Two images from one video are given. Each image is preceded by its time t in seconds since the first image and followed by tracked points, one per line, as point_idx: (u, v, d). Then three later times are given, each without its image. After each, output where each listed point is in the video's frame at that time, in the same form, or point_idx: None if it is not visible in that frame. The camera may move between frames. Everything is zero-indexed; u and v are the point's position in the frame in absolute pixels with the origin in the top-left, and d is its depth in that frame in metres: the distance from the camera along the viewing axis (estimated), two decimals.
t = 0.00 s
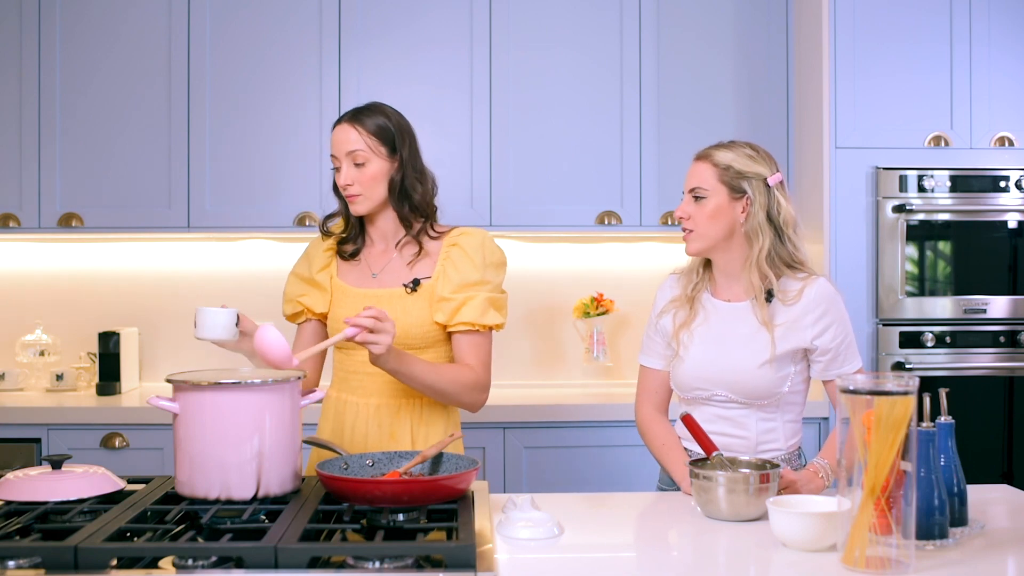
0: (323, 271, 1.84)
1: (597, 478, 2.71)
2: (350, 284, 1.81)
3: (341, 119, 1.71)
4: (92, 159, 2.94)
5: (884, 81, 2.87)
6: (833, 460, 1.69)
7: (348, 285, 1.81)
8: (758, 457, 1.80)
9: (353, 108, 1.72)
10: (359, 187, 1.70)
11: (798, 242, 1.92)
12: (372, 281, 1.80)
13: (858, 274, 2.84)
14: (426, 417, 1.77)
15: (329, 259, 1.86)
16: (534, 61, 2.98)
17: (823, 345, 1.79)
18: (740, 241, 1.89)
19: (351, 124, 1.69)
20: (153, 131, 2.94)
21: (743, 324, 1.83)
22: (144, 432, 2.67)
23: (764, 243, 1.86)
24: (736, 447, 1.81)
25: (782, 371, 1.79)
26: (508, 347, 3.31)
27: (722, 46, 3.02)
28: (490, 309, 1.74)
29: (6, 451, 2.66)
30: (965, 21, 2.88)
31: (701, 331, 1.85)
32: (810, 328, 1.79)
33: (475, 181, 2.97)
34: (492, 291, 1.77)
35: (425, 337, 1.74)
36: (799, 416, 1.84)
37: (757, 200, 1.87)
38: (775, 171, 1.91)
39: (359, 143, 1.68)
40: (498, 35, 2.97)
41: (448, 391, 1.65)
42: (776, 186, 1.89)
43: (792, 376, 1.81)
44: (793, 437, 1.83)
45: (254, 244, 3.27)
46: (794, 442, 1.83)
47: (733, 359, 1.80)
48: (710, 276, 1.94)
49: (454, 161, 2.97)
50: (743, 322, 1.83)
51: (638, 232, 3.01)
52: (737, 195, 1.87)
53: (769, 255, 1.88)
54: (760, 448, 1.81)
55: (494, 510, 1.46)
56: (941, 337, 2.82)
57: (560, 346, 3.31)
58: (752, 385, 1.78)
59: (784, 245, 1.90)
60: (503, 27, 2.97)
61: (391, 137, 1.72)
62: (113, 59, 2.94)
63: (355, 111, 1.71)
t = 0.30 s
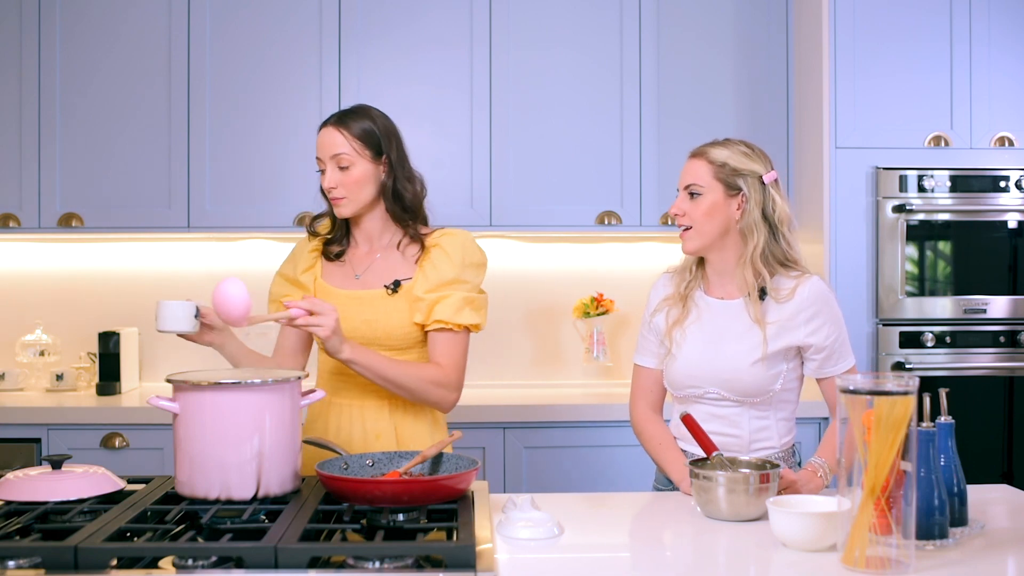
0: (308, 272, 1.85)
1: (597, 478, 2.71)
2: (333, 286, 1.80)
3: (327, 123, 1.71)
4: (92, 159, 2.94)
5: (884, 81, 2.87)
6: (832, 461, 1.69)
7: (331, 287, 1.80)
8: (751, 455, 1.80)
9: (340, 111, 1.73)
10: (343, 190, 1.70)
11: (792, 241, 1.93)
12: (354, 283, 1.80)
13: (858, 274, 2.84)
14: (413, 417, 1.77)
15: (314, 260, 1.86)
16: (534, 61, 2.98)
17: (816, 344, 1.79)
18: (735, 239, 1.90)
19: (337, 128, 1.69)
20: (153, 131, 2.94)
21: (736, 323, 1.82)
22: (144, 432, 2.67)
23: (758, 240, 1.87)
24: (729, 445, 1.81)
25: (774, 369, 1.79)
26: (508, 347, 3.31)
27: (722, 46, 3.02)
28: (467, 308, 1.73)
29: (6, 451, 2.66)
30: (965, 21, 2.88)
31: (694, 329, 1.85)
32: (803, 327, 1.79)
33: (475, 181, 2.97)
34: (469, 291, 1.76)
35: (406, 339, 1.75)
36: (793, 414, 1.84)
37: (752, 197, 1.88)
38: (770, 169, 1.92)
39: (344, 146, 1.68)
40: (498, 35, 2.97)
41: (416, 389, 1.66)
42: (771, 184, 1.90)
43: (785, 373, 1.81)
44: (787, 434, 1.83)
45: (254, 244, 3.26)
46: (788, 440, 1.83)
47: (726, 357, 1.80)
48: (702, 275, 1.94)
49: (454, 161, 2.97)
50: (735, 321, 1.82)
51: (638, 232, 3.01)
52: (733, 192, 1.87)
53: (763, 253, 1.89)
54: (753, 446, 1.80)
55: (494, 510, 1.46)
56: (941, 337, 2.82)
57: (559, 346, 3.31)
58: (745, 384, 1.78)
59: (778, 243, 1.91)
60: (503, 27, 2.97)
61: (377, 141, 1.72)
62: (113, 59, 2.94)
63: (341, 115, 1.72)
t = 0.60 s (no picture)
0: (260, 269, 1.87)
1: (597, 478, 2.71)
2: (282, 283, 1.82)
3: (287, 121, 1.72)
4: (92, 159, 2.94)
5: (884, 81, 2.87)
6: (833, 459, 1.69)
7: (280, 283, 1.81)
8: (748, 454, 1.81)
9: (302, 110, 1.73)
10: (299, 192, 1.71)
11: (781, 240, 1.93)
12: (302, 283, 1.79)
13: (858, 274, 2.84)
14: (365, 425, 1.79)
15: (267, 258, 1.88)
16: (534, 61, 2.98)
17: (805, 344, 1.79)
18: (724, 236, 1.90)
19: (295, 128, 1.70)
20: (153, 131, 2.94)
21: (723, 324, 1.82)
22: (145, 432, 2.67)
23: (747, 238, 1.88)
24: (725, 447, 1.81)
25: (763, 370, 1.79)
26: (508, 347, 3.31)
27: (722, 46, 3.02)
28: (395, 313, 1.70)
29: (6, 451, 2.66)
30: (965, 21, 2.88)
31: (684, 332, 1.84)
32: (791, 325, 1.78)
33: (475, 181, 2.97)
34: (402, 298, 1.74)
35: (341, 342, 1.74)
36: (788, 411, 1.84)
37: (742, 194, 1.88)
38: (760, 168, 1.93)
39: (302, 147, 1.69)
40: (498, 35, 2.97)
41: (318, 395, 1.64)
42: (760, 183, 1.91)
43: (775, 372, 1.80)
44: (783, 432, 1.83)
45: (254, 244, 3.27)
46: (784, 438, 1.83)
47: (715, 359, 1.79)
48: (690, 275, 1.95)
49: (454, 161, 2.97)
50: (722, 322, 1.82)
51: (639, 232, 3.01)
52: (723, 188, 1.87)
53: (752, 252, 1.89)
54: (749, 446, 1.81)
55: (494, 510, 1.46)
56: (941, 337, 2.82)
57: (559, 346, 3.31)
58: (736, 385, 1.78)
59: (765, 243, 1.91)
60: (503, 27, 2.97)
61: (338, 142, 1.73)
62: (113, 59, 2.94)
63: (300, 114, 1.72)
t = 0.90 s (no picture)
0: (231, 272, 1.89)
1: (597, 478, 2.71)
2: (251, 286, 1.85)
3: (259, 120, 1.71)
4: (92, 158, 2.94)
5: (884, 81, 2.87)
6: (833, 460, 1.70)
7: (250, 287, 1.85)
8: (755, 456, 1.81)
9: (276, 109, 1.72)
10: (264, 194, 1.70)
11: (781, 244, 1.94)
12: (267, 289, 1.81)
13: (858, 274, 2.84)
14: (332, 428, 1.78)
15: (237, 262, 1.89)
16: (534, 61, 2.98)
17: (806, 343, 1.79)
18: (726, 237, 1.91)
19: (264, 129, 1.69)
20: (153, 131, 2.94)
21: (726, 327, 1.82)
22: (144, 432, 2.66)
23: (749, 239, 1.89)
24: (733, 450, 1.81)
25: (768, 373, 1.79)
26: (508, 347, 3.31)
27: (722, 46, 3.02)
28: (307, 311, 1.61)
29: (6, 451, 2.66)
30: (965, 21, 2.88)
31: (686, 337, 1.84)
32: (794, 327, 1.78)
33: (475, 181, 2.97)
34: (324, 299, 1.64)
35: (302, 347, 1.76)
36: (792, 412, 1.85)
37: (744, 196, 1.90)
38: (759, 170, 1.95)
39: (270, 149, 1.69)
40: (498, 35, 2.97)
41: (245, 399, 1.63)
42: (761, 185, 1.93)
43: (780, 374, 1.80)
44: (788, 432, 1.84)
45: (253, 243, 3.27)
46: (789, 438, 1.84)
47: (720, 362, 1.79)
48: (688, 279, 1.94)
49: (454, 161, 2.97)
50: (726, 326, 1.82)
51: (638, 232, 3.00)
52: (725, 190, 1.89)
53: (754, 253, 1.90)
54: (757, 448, 1.81)
55: (494, 510, 1.46)
56: (941, 337, 2.82)
57: (559, 346, 3.31)
58: (742, 390, 1.78)
59: (766, 245, 1.92)
60: (503, 27, 2.97)
61: (307, 145, 1.73)
62: (113, 59, 2.94)
63: (270, 115, 1.71)
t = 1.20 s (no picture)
0: (207, 280, 1.92)
1: (597, 478, 2.71)
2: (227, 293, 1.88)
3: (234, 125, 1.70)
4: (92, 158, 2.94)
5: (884, 81, 2.87)
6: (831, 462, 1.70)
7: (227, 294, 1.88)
8: (763, 455, 1.81)
9: (252, 115, 1.72)
10: (234, 200, 1.69)
11: (789, 244, 1.94)
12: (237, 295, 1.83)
13: (858, 274, 2.84)
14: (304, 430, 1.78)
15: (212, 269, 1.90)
16: (534, 61, 2.98)
17: (813, 341, 1.79)
18: (735, 237, 1.91)
19: (240, 134, 1.68)
20: (153, 130, 2.94)
21: (735, 326, 1.82)
22: (144, 432, 2.66)
23: (760, 240, 1.88)
24: (739, 448, 1.82)
25: (777, 371, 1.79)
26: (509, 347, 3.31)
27: (722, 46, 3.02)
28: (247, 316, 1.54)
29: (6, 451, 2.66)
30: (965, 21, 2.88)
31: (694, 336, 1.83)
32: (802, 326, 1.78)
33: (475, 181, 2.97)
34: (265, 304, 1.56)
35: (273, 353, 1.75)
36: (797, 411, 1.85)
37: (753, 196, 1.89)
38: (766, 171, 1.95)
39: (244, 155, 1.68)
40: (498, 35, 2.97)
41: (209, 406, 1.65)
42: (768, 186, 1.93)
43: (788, 373, 1.80)
44: (794, 431, 1.84)
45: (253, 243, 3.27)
46: (795, 437, 1.84)
47: (730, 360, 1.79)
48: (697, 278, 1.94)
49: (454, 162, 2.97)
50: (735, 325, 1.82)
51: (639, 231, 3.01)
52: (734, 190, 1.89)
53: (764, 254, 1.90)
54: (764, 446, 1.81)
55: (494, 510, 1.46)
56: (941, 337, 2.82)
57: (559, 346, 3.31)
58: (752, 388, 1.78)
59: (774, 245, 1.92)
60: (503, 26, 2.97)
61: (281, 154, 1.73)
62: (113, 59, 2.94)
63: (246, 120, 1.70)
